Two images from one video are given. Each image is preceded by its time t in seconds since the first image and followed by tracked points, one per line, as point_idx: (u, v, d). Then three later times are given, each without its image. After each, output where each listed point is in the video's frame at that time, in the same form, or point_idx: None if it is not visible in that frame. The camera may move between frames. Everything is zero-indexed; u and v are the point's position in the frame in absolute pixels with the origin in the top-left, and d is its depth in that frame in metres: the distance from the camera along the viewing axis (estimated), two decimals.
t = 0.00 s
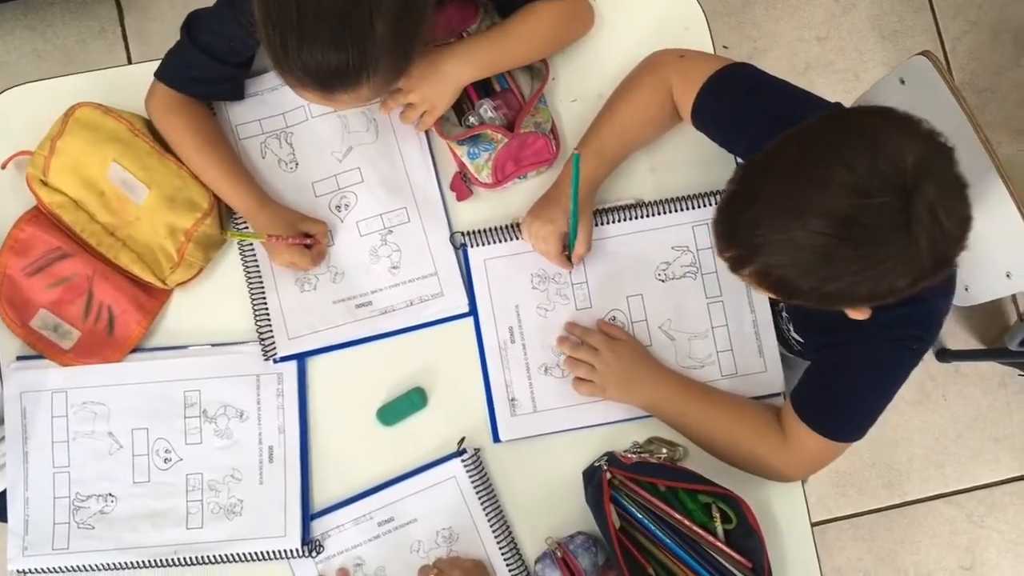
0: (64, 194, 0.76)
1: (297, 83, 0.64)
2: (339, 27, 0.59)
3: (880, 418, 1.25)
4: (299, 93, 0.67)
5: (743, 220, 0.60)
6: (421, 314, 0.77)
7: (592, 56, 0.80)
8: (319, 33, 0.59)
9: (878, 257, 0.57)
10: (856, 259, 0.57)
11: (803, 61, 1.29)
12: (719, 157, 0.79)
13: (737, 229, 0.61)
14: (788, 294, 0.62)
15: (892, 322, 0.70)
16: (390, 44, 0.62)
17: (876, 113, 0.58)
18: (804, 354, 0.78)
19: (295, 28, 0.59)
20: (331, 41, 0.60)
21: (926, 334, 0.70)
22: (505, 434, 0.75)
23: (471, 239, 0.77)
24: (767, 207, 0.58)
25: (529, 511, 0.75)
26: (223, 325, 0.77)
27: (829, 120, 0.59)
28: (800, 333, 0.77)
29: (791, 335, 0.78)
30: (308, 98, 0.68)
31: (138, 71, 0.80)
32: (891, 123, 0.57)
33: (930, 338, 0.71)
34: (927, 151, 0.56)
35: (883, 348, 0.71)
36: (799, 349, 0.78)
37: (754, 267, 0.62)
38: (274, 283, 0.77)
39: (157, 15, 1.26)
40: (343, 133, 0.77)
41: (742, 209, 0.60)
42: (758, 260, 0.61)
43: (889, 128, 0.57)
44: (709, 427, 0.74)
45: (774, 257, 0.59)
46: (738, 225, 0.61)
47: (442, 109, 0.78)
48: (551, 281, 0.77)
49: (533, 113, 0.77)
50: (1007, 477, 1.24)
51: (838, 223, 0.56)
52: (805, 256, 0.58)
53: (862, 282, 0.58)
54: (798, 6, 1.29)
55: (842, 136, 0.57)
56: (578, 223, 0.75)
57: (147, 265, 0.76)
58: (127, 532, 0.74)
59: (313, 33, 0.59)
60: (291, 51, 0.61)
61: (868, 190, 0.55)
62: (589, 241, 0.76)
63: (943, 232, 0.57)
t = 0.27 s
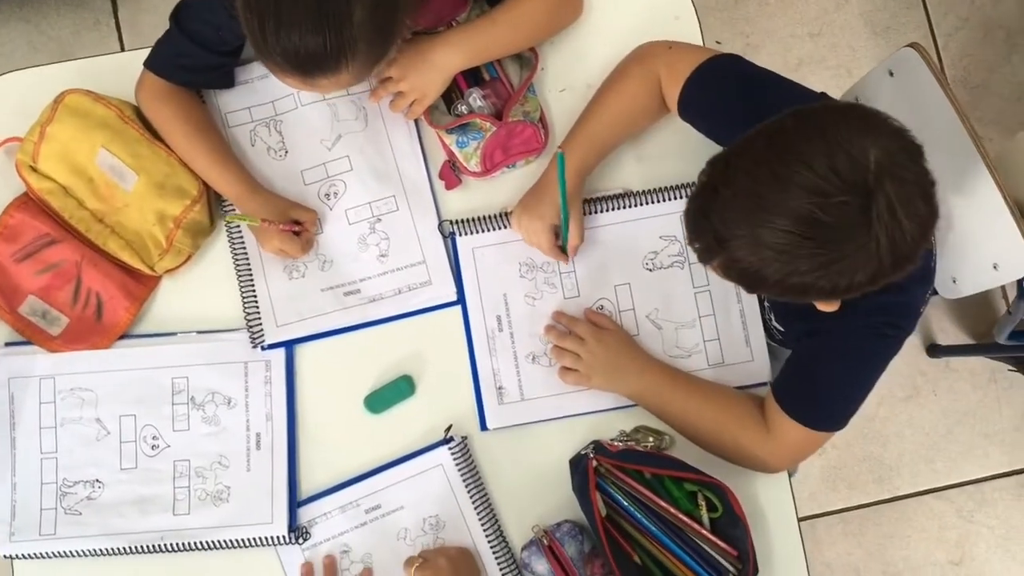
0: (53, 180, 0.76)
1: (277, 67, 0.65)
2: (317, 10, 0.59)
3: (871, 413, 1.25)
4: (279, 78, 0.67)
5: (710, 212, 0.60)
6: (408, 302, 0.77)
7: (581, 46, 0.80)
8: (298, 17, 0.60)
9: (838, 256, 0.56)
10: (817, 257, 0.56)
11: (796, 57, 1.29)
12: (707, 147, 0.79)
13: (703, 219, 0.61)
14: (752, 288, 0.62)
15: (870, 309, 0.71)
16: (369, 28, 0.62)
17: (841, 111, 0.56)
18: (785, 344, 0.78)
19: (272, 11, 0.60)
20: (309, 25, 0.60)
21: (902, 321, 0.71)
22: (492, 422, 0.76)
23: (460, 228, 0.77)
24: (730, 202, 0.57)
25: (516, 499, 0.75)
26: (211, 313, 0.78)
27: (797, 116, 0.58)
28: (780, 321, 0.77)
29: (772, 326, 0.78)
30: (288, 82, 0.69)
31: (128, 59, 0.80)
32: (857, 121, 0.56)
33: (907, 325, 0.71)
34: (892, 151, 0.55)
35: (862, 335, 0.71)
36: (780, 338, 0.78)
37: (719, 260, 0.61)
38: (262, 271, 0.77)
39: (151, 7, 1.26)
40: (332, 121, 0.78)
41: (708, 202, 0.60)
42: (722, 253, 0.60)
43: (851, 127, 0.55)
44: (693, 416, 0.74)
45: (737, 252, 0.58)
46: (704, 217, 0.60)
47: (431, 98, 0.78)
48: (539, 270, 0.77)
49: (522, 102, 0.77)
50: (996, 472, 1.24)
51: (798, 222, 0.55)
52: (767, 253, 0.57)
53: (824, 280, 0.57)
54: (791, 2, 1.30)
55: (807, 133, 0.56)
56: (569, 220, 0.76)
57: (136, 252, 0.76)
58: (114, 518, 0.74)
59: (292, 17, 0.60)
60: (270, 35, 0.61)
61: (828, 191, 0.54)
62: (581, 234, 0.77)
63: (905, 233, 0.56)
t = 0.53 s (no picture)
0: (49, 160, 0.76)
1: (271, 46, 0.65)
2: None
3: (866, 405, 1.26)
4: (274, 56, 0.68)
5: (707, 191, 0.60)
6: (402, 285, 0.77)
7: (577, 31, 0.80)
8: None
9: (836, 236, 0.56)
10: (815, 236, 0.56)
11: (794, 50, 1.29)
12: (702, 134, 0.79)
13: (700, 199, 0.61)
14: (748, 269, 0.62)
15: (863, 292, 0.70)
16: (362, 7, 0.63)
17: (840, 91, 0.57)
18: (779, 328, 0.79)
19: None
20: (302, 4, 0.60)
21: (896, 304, 0.71)
22: (485, 405, 0.76)
23: (454, 211, 0.77)
24: (728, 181, 0.57)
25: (508, 482, 0.76)
26: (206, 294, 0.78)
27: (795, 96, 0.58)
28: (774, 305, 0.77)
29: (767, 310, 0.79)
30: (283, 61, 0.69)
31: (125, 39, 0.80)
32: (855, 102, 0.56)
33: (901, 308, 0.71)
34: (890, 132, 0.55)
35: (857, 319, 0.71)
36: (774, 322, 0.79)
37: (717, 241, 0.61)
38: (256, 253, 0.77)
39: None
40: (327, 103, 0.78)
41: (706, 181, 0.60)
42: (719, 233, 0.60)
43: (850, 107, 0.55)
44: (686, 400, 0.74)
45: (735, 232, 0.58)
46: (701, 196, 0.60)
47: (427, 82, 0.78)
48: (533, 254, 0.78)
49: (517, 86, 0.77)
50: (990, 465, 1.24)
51: (796, 201, 0.55)
52: (766, 232, 0.57)
53: (821, 260, 0.57)
54: None
55: (805, 112, 0.56)
56: (564, 206, 0.75)
57: (131, 232, 0.76)
58: (106, 497, 0.74)
59: None
60: (263, 13, 0.62)
61: (827, 170, 0.54)
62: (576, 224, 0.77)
63: (902, 213, 0.56)
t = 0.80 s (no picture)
0: (50, 137, 0.75)
1: (278, 17, 0.65)
2: None
3: (865, 398, 1.26)
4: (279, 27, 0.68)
5: (717, 167, 0.59)
6: (401, 265, 0.77)
7: (579, 14, 0.81)
8: None
9: (846, 213, 0.56)
10: (825, 212, 0.56)
11: (798, 43, 1.29)
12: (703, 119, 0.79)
13: (709, 175, 0.61)
14: (754, 246, 0.62)
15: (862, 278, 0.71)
16: None
17: (852, 69, 0.57)
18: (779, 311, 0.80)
19: None
20: None
21: (897, 289, 0.71)
22: (483, 386, 0.76)
23: (454, 193, 0.78)
24: (739, 156, 0.57)
25: (504, 463, 0.76)
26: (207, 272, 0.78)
27: (806, 73, 0.58)
28: (776, 288, 0.78)
29: (767, 293, 0.80)
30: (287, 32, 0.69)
31: (129, 17, 0.80)
32: (867, 80, 0.56)
33: (902, 294, 0.71)
34: (901, 110, 0.55)
35: (857, 302, 0.71)
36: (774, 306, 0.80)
37: (724, 218, 0.61)
38: (257, 232, 0.77)
39: None
40: (329, 84, 0.78)
41: (715, 157, 0.60)
42: (727, 209, 0.60)
43: (863, 84, 0.56)
44: (684, 383, 0.75)
45: (744, 207, 0.58)
46: (710, 172, 0.60)
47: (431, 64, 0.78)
48: (533, 237, 0.78)
49: (519, 68, 0.77)
50: (988, 460, 1.24)
51: (808, 176, 0.55)
52: (776, 207, 0.57)
53: (830, 238, 0.58)
54: None
55: (818, 89, 0.56)
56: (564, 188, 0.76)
57: (132, 208, 0.77)
58: (105, 472, 0.75)
59: None
60: None
61: (840, 145, 0.54)
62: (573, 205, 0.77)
63: (912, 192, 0.56)
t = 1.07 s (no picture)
0: (57, 113, 0.76)
1: None
2: None
3: (865, 393, 1.26)
4: None
5: (729, 145, 0.60)
6: (404, 247, 0.77)
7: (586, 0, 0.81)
8: None
9: (859, 193, 0.56)
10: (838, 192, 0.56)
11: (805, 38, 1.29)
12: (708, 106, 0.80)
13: (721, 154, 0.61)
14: (764, 226, 0.62)
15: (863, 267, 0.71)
16: None
17: (868, 51, 0.57)
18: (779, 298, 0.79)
19: None
20: None
21: (900, 276, 0.71)
22: (484, 368, 0.76)
23: (459, 175, 0.78)
24: (753, 134, 0.58)
25: (504, 446, 0.76)
26: (211, 251, 0.78)
27: (822, 53, 0.58)
28: (778, 275, 0.78)
29: (769, 279, 0.79)
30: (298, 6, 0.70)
31: None
32: (882, 61, 0.56)
33: (906, 281, 0.72)
34: (916, 92, 0.56)
35: (859, 288, 0.72)
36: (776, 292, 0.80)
37: (736, 197, 0.61)
38: (261, 211, 0.77)
39: None
40: (335, 65, 0.78)
41: (727, 136, 0.60)
42: (738, 188, 0.60)
43: (878, 66, 0.56)
44: (685, 368, 0.75)
45: (757, 186, 0.58)
46: (722, 151, 0.61)
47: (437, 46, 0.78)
48: (536, 221, 0.78)
49: (525, 51, 0.78)
50: (987, 458, 1.24)
51: (822, 154, 0.55)
52: (789, 185, 0.57)
53: (841, 219, 0.58)
54: None
55: (834, 69, 0.56)
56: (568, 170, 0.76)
57: (137, 186, 0.77)
58: (107, 446, 0.75)
59: None
60: None
61: (856, 125, 0.55)
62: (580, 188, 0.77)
63: (926, 173, 0.56)
